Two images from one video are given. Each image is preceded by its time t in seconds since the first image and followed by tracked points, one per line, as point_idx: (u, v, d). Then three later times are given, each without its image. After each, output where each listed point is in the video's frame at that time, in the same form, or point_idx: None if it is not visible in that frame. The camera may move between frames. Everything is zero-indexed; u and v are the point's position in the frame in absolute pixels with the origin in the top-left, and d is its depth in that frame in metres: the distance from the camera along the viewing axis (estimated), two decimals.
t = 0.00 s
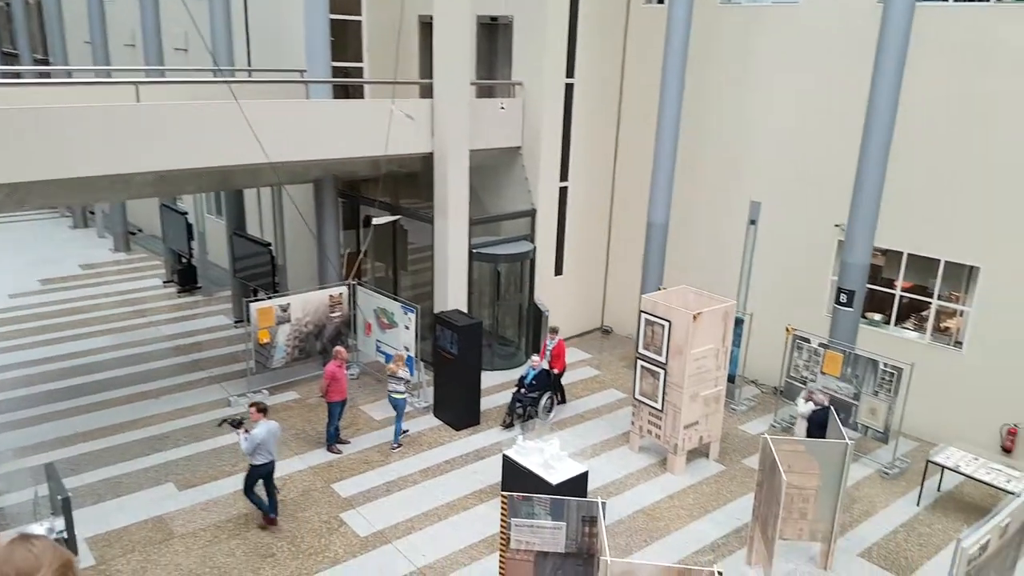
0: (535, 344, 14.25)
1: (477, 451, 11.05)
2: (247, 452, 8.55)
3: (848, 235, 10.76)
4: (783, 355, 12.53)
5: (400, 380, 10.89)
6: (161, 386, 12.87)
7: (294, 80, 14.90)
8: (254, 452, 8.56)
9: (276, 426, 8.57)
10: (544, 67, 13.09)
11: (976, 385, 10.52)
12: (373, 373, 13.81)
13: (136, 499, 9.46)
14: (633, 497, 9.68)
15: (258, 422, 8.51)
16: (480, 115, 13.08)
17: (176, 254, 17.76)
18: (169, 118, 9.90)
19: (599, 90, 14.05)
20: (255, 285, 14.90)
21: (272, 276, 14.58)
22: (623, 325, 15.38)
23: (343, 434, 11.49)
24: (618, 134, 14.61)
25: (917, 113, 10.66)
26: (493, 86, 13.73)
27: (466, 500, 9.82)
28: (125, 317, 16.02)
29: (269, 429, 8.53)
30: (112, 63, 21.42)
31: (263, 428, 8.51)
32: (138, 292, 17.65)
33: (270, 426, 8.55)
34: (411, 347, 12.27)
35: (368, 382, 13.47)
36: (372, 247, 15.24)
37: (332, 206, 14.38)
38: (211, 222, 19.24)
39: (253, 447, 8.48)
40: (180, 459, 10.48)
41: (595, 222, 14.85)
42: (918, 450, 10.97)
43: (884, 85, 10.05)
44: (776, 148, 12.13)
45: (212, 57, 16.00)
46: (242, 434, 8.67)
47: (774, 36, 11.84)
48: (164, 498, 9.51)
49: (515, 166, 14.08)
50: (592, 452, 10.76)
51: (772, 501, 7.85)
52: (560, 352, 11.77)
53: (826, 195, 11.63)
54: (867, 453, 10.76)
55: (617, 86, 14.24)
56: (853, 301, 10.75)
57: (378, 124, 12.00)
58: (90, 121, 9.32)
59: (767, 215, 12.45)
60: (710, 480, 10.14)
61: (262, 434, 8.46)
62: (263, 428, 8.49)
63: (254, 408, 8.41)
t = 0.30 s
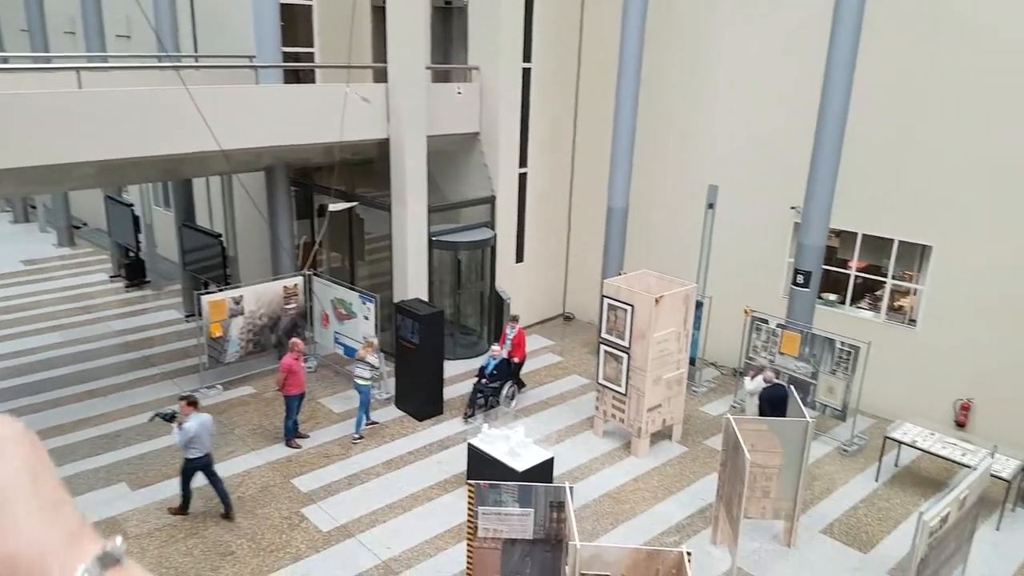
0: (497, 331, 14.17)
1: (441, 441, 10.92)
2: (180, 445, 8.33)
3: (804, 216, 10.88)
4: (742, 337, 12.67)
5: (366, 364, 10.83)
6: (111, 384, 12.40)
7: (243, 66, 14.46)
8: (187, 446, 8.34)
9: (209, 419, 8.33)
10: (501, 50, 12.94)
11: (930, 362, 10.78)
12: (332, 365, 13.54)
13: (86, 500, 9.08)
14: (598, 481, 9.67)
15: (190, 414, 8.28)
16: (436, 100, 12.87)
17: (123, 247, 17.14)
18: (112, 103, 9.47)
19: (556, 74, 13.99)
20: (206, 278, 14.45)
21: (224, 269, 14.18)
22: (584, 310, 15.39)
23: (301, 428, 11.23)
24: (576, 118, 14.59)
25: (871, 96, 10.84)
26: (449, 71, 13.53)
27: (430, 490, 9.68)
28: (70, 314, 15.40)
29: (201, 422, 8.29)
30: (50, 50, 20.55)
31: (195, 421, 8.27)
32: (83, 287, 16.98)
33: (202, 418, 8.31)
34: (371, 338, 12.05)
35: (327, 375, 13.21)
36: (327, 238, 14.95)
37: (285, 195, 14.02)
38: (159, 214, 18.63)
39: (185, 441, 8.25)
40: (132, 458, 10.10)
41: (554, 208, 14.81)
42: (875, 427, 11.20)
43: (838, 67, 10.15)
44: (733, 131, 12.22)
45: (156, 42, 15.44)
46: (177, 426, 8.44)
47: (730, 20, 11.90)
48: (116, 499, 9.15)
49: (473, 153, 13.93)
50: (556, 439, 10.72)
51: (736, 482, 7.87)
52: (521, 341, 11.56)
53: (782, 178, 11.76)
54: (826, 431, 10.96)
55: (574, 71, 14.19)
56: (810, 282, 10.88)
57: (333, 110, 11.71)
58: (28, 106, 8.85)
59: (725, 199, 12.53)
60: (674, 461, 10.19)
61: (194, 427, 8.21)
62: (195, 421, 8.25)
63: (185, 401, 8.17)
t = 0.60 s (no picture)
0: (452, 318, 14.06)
1: (398, 429, 10.76)
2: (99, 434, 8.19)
3: (756, 200, 11.02)
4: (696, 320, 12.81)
5: (325, 351, 10.57)
6: (49, 379, 11.86)
7: (184, 47, 13.94)
8: (106, 435, 8.20)
9: (130, 406, 8.24)
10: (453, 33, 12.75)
11: (878, 341, 11.08)
12: (283, 355, 13.23)
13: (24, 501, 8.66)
14: (557, 466, 9.66)
15: (110, 402, 8.16)
16: (387, 83, 12.61)
17: (59, 237, 16.42)
18: (43, 83, 8.98)
19: (509, 58, 13.87)
20: (148, 267, 13.95)
21: (167, 258, 13.71)
22: (540, 296, 15.40)
23: (253, 420, 10.93)
24: (530, 102, 14.51)
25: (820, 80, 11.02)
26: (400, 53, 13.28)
27: (388, 480, 9.53)
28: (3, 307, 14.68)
29: (121, 411, 8.18)
30: None
31: (115, 409, 8.16)
32: (17, 279, 16.21)
33: (122, 406, 8.21)
34: (322, 327, 11.79)
35: (278, 365, 12.89)
36: (273, 226, 14.73)
37: (230, 180, 13.59)
38: (97, 202, 17.91)
39: (103, 429, 8.12)
40: (74, 455, 9.68)
41: (509, 194, 14.72)
42: (826, 406, 11.48)
43: (788, 52, 10.27)
44: (686, 116, 12.30)
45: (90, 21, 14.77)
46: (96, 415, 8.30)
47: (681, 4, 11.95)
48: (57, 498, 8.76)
49: (424, 137, 13.72)
50: (515, 425, 10.67)
51: (694, 463, 7.93)
52: (476, 329, 11.40)
53: (734, 162, 11.90)
54: (779, 411, 11.20)
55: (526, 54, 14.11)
56: (762, 265, 11.03)
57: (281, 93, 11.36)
58: None
59: (679, 183, 12.63)
60: (631, 444, 10.24)
61: (114, 415, 8.10)
62: (114, 409, 8.14)
63: (104, 388, 8.06)
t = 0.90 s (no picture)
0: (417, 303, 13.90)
1: (365, 415, 10.61)
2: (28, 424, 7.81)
3: (720, 180, 11.07)
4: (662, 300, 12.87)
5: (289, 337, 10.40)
6: None
7: (132, 24, 13.43)
8: (36, 424, 7.83)
9: (59, 395, 7.86)
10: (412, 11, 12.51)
11: (839, 318, 11.29)
12: (244, 342, 12.94)
13: None
14: (527, 448, 9.62)
15: (38, 391, 7.77)
16: (346, 62, 12.33)
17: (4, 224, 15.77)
18: None
19: (470, 37, 13.67)
20: (100, 254, 13.48)
21: (120, 244, 13.25)
22: (505, 280, 15.33)
23: (214, 409, 10.67)
24: (492, 83, 14.35)
25: (783, 60, 11.08)
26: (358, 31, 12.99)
27: (356, 467, 9.39)
28: None
29: (51, 400, 7.80)
30: None
31: (44, 398, 7.78)
32: None
33: (51, 394, 7.82)
34: (284, 313, 11.53)
35: (238, 353, 12.60)
36: (230, 211, 14.34)
37: (184, 164, 13.18)
38: (44, 188, 17.24)
39: (32, 419, 7.74)
40: (27, 450, 9.33)
41: (473, 176, 14.57)
42: (790, 384, 11.66)
43: (751, 31, 10.29)
44: (650, 96, 12.28)
45: None
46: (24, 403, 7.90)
47: None
48: (10, 495, 8.43)
49: (386, 118, 13.49)
50: (484, 408, 10.61)
51: (664, 442, 7.97)
52: (439, 316, 11.40)
53: (698, 142, 11.93)
54: (745, 389, 11.35)
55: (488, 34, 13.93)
56: (727, 245, 11.10)
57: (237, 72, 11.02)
58: None
59: (643, 164, 12.63)
60: (600, 425, 10.25)
61: (42, 405, 7.72)
62: (43, 398, 7.76)
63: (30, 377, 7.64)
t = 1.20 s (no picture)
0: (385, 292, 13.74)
1: (337, 408, 10.46)
2: None
3: (689, 164, 11.09)
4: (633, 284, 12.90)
5: (255, 331, 10.14)
6: None
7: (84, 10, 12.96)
8: None
9: None
10: None
11: (807, 300, 11.43)
12: (209, 336, 12.66)
13: None
14: (502, 436, 9.56)
15: None
16: (308, 48, 12.07)
17: None
18: None
19: (434, 21, 13.47)
20: (57, 249, 13.05)
21: (77, 237, 12.84)
22: (475, 268, 15.25)
23: (181, 405, 10.42)
24: (457, 68, 14.19)
25: (749, 44, 11.13)
26: (320, 16, 12.71)
27: (328, 460, 9.24)
28: None
29: None
30: None
31: None
32: None
33: None
34: (250, 305, 11.29)
35: (203, 347, 12.32)
36: (190, 203, 13.97)
37: (142, 154, 12.80)
38: None
39: None
40: None
41: (439, 163, 14.41)
42: (761, 365, 11.81)
43: (717, 15, 10.30)
44: (618, 80, 12.24)
45: None
46: None
47: None
48: None
49: (349, 105, 13.24)
50: (458, 397, 10.53)
51: (639, 426, 7.97)
52: (404, 307, 11.13)
53: (666, 126, 11.94)
54: (716, 371, 11.44)
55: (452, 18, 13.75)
56: (696, 228, 11.14)
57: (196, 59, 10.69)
58: None
59: (612, 149, 12.62)
60: (575, 411, 10.24)
61: None
62: None
63: None
